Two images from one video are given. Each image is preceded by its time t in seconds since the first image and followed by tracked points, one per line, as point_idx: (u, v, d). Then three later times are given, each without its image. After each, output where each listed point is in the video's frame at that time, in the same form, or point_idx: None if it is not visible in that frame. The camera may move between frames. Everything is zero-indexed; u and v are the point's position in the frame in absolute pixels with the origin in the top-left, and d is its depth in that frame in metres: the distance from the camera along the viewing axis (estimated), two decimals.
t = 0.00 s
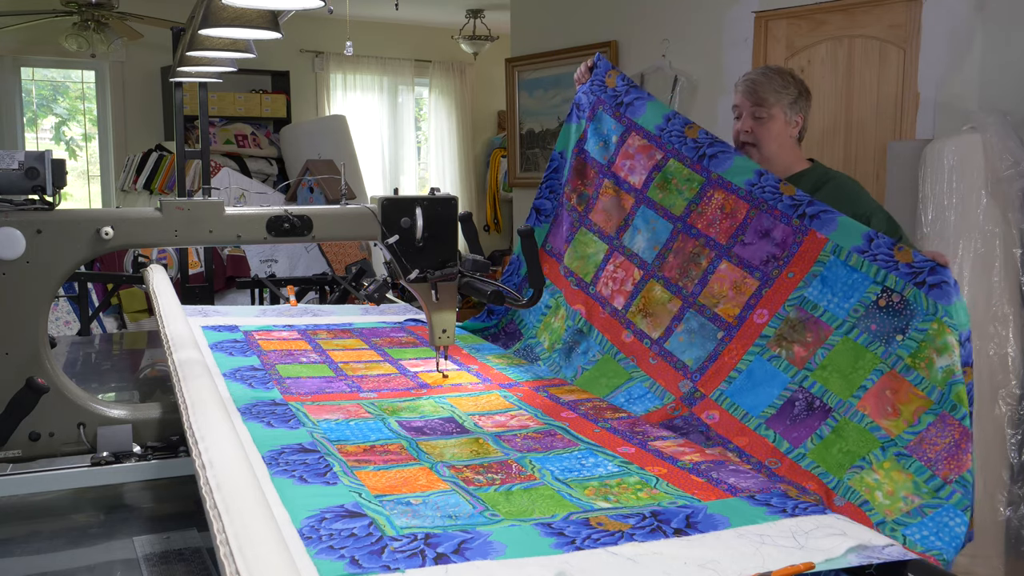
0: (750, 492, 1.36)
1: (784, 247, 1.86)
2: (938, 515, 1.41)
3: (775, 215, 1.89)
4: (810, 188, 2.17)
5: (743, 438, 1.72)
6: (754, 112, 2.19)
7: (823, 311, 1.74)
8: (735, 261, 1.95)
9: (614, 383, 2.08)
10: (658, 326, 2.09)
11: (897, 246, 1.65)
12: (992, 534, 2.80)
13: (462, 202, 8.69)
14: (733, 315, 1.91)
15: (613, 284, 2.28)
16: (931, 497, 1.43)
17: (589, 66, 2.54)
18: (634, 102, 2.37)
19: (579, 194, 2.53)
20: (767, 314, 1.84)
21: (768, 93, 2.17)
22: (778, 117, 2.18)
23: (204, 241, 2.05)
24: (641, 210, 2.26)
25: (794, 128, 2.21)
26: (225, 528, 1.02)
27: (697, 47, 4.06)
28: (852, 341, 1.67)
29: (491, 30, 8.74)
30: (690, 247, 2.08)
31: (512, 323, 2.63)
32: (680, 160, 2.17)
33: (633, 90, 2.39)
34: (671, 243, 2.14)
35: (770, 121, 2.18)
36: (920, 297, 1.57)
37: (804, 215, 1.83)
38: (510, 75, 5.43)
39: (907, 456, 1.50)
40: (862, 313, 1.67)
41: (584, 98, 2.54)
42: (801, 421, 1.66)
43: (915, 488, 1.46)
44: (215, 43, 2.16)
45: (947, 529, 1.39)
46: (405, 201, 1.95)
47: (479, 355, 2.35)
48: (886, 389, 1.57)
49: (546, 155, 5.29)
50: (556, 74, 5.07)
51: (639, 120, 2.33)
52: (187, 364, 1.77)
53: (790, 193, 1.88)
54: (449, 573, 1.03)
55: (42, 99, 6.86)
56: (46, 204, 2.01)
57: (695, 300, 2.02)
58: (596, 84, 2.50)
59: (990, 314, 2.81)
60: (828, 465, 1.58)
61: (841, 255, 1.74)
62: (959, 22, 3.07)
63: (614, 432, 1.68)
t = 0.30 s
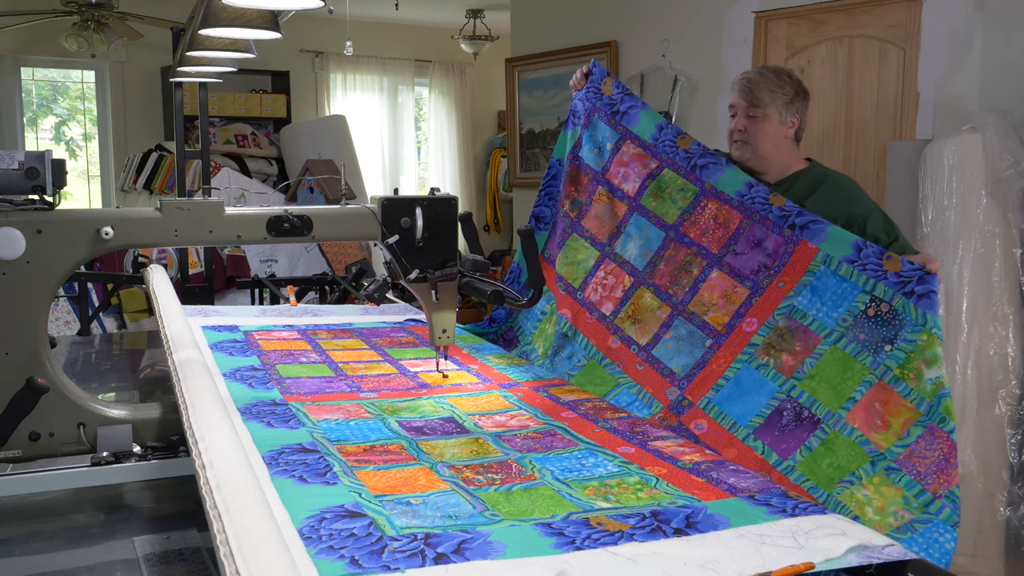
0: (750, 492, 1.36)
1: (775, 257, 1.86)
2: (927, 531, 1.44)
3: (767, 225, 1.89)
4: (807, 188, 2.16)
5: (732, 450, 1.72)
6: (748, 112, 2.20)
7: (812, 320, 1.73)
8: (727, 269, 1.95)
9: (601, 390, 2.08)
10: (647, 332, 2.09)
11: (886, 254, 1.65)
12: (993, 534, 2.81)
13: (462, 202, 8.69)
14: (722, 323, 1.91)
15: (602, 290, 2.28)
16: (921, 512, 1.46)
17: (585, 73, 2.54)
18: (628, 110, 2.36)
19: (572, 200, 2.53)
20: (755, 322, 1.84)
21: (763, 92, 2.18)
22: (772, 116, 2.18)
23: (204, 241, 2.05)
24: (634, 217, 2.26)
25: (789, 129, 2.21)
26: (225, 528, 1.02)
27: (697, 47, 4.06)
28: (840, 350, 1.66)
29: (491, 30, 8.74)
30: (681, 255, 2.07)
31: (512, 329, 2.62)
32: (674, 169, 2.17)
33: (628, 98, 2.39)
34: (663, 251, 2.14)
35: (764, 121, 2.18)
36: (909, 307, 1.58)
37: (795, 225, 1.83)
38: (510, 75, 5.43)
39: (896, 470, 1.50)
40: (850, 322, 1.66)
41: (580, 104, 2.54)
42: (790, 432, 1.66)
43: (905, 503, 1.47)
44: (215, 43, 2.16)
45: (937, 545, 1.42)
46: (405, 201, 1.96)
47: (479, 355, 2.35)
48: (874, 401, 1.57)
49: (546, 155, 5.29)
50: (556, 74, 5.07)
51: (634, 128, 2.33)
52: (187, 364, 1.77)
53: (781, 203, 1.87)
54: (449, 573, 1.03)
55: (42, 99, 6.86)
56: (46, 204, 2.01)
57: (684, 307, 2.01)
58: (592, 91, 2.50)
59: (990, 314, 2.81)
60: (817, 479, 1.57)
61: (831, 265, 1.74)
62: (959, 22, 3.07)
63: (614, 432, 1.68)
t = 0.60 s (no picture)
0: (750, 492, 1.36)
1: (773, 253, 1.86)
2: (927, 528, 1.43)
3: (765, 221, 1.89)
4: (805, 186, 2.17)
5: (733, 447, 1.72)
6: (744, 112, 2.20)
7: (811, 315, 1.72)
8: (726, 267, 1.94)
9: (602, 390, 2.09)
10: (648, 332, 2.09)
11: (884, 248, 1.65)
12: (993, 534, 2.81)
13: (462, 202, 8.69)
14: (723, 320, 1.91)
15: (603, 291, 2.28)
16: (920, 509, 1.45)
17: (583, 74, 2.54)
18: (626, 110, 2.36)
19: (572, 202, 2.53)
20: (755, 319, 1.83)
21: (758, 92, 2.17)
22: (767, 119, 2.18)
23: (204, 241, 2.05)
24: (633, 218, 2.26)
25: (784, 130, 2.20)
26: (225, 528, 1.02)
27: (697, 47, 4.06)
28: (839, 346, 1.66)
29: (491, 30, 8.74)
30: (681, 253, 2.07)
31: (512, 331, 2.62)
32: (672, 168, 2.17)
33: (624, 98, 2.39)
34: (662, 249, 2.13)
35: (758, 121, 2.18)
36: (908, 302, 1.58)
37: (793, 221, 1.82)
38: (510, 75, 5.43)
39: (895, 466, 1.50)
40: (850, 317, 1.66)
41: (578, 106, 2.54)
42: (790, 429, 1.66)
43: (904, 499, 1.47)
44: (215, 43, 2.16)
45: (936, 542, 1.41)
46: (405, 201, 1.96)
47: (478, 355, 2.36)
48: (874, 396, 1.58)
49: (546, 155, 5.29)
50: (556, 74, 5.08)
51: (632, 127, 2.32)
52: (187, 364, 1.77)
53: (779, 198, 1.87)
54: (449, 572, 1.03)
55: (42, 99, 6.86)
56: (46, 204, 2.01)
57: (685, 306, 2.01)
58: (590, 92, 2.50)
59: (990, 314, 2.81)
60: (818, 475, 1.58)
61: (830, 260, 1.74)
62: (959, 23, 3.07)
63: (614, 432, 1.68)
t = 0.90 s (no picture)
0: (750, 492, 1.36)
1: (778, 245, 1.85)
2: (937, 512, 1.42)
3: (768, 214, 1.89)
4: (805, 186, 2.16)
5: (741, 439, 1.71)
6: (744, 113, 2.20)
7: (817, 306, 1.72)
8: (730, 261, 1.95)
9: (613, 387, 2.07)
10: (657, 329, 2.09)
11: (888, 237, 1.63)
12: (993, 534, 2.81)
13: (462, 202, 8.68)
14: (730, 315, 1.91)
15: (612, 290, 2.28)
16: (928, 493, 1.44)
17: (582, 74, 2.55)
18: (626, 108, 2.37)
19: (576, 202, 2.53)
20: (762, 312, 1.83)
21: (758, 93, 2.17)
22: (769, 119, 2.18)
23: (204, 241, 2.05)
24: (637, 215, 2.26)
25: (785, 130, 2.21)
26: (225, 528, 1.02)
27: (697, 47, 4.06)
28: (846, 336, 1.65)
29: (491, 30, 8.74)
30: (686, 248, 2.08)
31: (512, 330, 2.62)
32: (674, 163, 2.17)
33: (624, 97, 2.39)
34: (668, 245, 2.14)
35: (759, 121, 2.18)
36: (913, 289, 1.56)
37: (796, 213, 1.82)
38: (510, 75, 5.43)
39: (903, 451, 1.49)
40: (856, 307, 1.66)
41: (578, 106, 2.55)
42: (798, 420, 1.66)
43: (913, 485, 1.46)
44: (215, 43, 2.16)
45: (944, 529, 1.40)
46: (405, 201, 1.96)
47: (479, 355, 2.36)
48: (880, 383, 1.57)
49: (546, 155, 5.29)
50: (556, 74, 5.08)
51: (633, 124, 2.33)
52: (188, 364, 1.77)
53: (782, 190, 1.86)
54: (449, 573, 1.03)
55: (42, 99, 6.86)
56: (46, 204, 2.01)
57: (692, 302, 2.01)
58: (590, 91, 2.51)
59: (990, 314, 2.81)
60: (825, 464, 1.57)
61: (833, 251, 1.73)
62: (959, 23, 3.07)
63: (614, 432, 1.68)
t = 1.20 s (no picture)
0: (750, 492, 1.36)
1: (778, 245, 1.85)
2: (937, 510, 1.42)
3: (769, 213, 1.89)
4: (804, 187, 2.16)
5: (739, 434, 1.71)
6: (754, 113, 2.19)
7: (818, 306, 1.72)
8: (731, 260, 1.94)
9: (610, 383, 2.08)
10: (657, 327, 2.09)
11: (889, 238, 1.64)
12: (993, 534, 2.81)
13: (462, 202, 8.68)
14: (731, 313, 1.91)
15: (612, 288, 2.28)
16: (929, 492, 1.44)
17: (581, 72, 2.55)
18: (625, 106, 2.37)
19: (575, 200, 2.53)
20: (762, 311, 1.83)
21: (768, 92, 2.17)
22: (777, 117, 2.18)
23: (204, 242, 2.05)
24: (638, 213, 2.26)
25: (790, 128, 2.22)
26: (225, 528, 1.02)
27: (697, 47, 4.06)
28: (847, 336, 1.65)
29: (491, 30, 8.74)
30: (687, 247, 2.08)
31: (512, 328, 2.62)
32: (675, 162, 2.17)
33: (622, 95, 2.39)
34: (669, 244, 2.13)
35: (770, 120, 2.18)
36: (914, 290, 1.57)
37: (797, 212, 1.82)
38: (510, 75, 5.43)
39: (904, 451, 1.50)
40: (856, 307, 1.66)
41: (577, 104, 2.55)
42: (796, 416, 1.66)
43: (913, 483, 1.46)
44: (215, 43, 2.16)
45: (946, 524, 1.41)
46: (405, 201, 1.96)
47: (478, 355, 2.35)
48: (881, 384, 1.57)
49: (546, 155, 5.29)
50: (556, 74, 5.07)
51: (633, 123, 2.33)
52: (188, 364, 1.77)
53: (782, 189, 1.87)
54: (449, 573, 1.03)
55: (42, 99, 6.86)
56: (46, 204, 2.01)
57: (693, 300, 2.01)
58: (589, 90, 2.51)
59: (990, 314, 2.81)
60: (824, 461, 1.57)
61: (834, 251, 1.73)
62: (959, 23, 3.07)
63: (614, 432, 1.68)
